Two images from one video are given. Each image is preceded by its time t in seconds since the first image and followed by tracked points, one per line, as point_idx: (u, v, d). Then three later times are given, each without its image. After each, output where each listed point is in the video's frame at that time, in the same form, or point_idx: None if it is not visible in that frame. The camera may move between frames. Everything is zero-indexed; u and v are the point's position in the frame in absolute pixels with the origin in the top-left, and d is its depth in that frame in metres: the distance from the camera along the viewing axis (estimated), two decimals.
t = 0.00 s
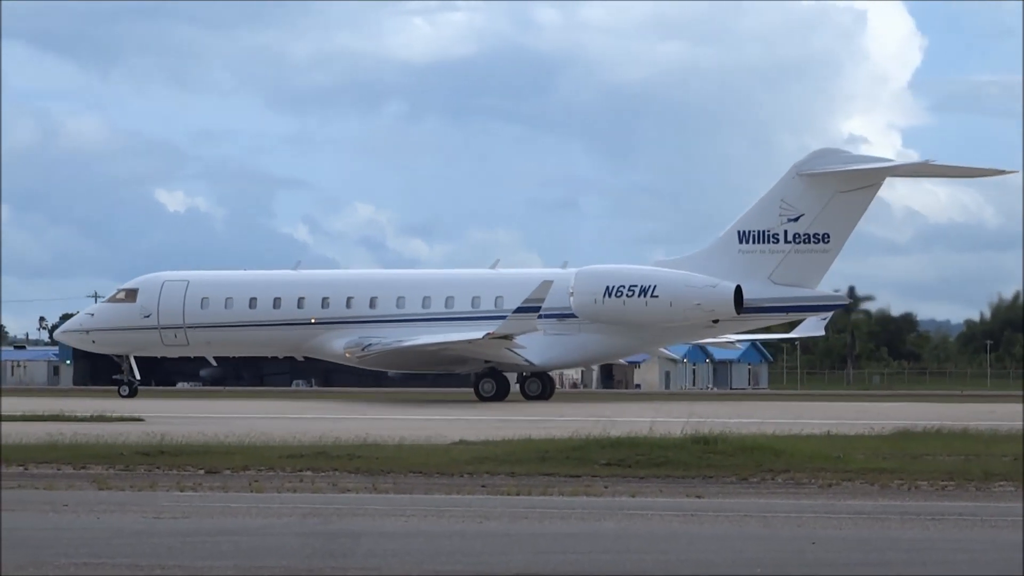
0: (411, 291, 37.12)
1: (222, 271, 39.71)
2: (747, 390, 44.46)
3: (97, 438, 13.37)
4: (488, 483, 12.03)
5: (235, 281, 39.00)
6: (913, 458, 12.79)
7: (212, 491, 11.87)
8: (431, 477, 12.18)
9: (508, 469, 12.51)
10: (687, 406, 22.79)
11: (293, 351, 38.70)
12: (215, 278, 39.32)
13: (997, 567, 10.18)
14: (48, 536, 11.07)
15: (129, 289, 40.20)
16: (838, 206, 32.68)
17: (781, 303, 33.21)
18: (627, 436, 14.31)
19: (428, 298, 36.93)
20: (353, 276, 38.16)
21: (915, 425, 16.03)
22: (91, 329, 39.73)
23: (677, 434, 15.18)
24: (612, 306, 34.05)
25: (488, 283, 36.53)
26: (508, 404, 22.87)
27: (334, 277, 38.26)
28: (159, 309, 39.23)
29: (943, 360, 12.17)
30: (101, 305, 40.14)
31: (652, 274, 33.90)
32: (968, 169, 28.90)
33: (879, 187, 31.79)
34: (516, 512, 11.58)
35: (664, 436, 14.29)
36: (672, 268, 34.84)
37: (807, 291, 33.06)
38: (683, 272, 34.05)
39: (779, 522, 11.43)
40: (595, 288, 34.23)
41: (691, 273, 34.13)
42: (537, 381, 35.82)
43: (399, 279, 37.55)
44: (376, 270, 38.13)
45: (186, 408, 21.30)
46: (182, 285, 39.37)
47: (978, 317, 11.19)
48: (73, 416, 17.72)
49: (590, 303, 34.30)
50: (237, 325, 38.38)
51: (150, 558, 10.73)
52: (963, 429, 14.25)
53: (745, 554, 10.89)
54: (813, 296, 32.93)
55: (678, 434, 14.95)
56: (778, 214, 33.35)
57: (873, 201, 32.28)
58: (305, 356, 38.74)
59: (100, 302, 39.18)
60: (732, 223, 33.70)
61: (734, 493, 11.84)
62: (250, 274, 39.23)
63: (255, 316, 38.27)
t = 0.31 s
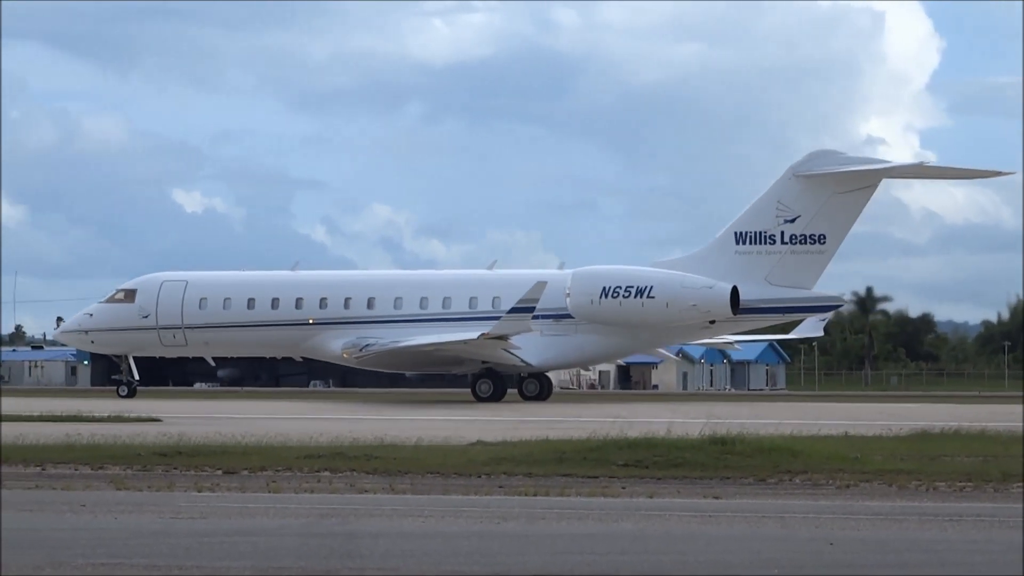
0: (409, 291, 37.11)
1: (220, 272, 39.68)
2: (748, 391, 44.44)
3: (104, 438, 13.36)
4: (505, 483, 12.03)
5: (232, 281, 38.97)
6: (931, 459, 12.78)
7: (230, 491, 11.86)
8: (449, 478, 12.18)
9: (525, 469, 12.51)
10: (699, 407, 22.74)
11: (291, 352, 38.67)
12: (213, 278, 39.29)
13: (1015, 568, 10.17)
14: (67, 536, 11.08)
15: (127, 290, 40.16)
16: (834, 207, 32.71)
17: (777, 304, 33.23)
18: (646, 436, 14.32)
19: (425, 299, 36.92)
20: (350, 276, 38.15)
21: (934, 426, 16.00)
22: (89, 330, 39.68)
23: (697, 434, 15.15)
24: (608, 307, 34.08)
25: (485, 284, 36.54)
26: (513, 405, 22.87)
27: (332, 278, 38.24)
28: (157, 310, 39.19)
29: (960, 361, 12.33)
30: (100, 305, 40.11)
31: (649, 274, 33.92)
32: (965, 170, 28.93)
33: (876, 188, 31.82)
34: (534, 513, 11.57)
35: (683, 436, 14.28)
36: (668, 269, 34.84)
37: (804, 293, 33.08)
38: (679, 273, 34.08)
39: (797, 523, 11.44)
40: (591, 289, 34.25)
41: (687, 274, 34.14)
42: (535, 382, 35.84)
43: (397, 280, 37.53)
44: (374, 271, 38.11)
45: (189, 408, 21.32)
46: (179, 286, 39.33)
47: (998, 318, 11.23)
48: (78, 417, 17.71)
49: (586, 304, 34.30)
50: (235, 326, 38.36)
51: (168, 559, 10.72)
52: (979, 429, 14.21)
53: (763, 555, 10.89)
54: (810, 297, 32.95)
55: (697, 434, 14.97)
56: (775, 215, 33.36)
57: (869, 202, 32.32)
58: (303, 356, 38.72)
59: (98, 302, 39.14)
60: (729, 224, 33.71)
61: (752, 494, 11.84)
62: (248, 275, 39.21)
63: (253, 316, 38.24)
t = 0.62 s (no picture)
0: (414, 293, 37.14)
1: (226, 274, 39.73)
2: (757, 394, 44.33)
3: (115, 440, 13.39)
4: (531, 485, 12.03)
5: (239, 283, 39.03)
6: (957, 461, 12.73)
7: (256, 494, 11.86)
8: (475, 480, 12.19)
9: (551, 472, 12.50)
10: (718, 409, 22.70)
11: (297, 354, 38.69)
12: (220, 281, 39.34)
13: None
14: (94, 539, 11.12)
15: (134, 292, 40.21)
16: (839, 209, 32.69)
17: (781, 306, 33.19)
18: (672, 439, 14.28)
19: (431, 301, 36.94)
20: (356, 279, 38.19)
21: (959, 429, 15.90)
22: (96, 332, 39.71)
23: (725, 436, 15.08)
24: (613, 309, 34.06)
25: (491, 286, 36.56)
26: (526, 407, 22.87)
27: (338, 280, 38.26)
28: (164, 312, 39.23)
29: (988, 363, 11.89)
30: (107, 307, 40.15)
31: (653, 276, 33.89)
32: (970, 171, 28.90)
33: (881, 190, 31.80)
34: (560, 515, 11.56)
35: (710, 438, 14.23)
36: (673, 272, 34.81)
37: (808, 295, 33.03)
38: (684, 275, 34.03)
39: (823, 525, 11.41)
40: (596, 291, 34.25)
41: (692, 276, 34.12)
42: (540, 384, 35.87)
43: (403, 282, 37.56)
44: (380, 274, 38.15)
45: (200, 410, 21.37)
46: (186, 288, 39.38)
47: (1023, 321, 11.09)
48: (93, 418, 17.75)
49: (591, 306, 34.26)
50: (241, 328, 38.39)
51: (194, 560, 10.74)
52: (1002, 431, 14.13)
53: (789, 558, 10.87)
54: (815, 299, 32.89)
55: (724, 436, 14.97)
56: (780, 217, 33.33)
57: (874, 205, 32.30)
58: (309, 358, 38.74)
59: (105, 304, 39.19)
60: (734, 226, 33.68)
61: (778, 496, 11.81)
62: (255, 277, 39.26)
63: (259, 318, 38.28)
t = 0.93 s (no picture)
0: (419, 297, 37.14)
1: (232, 278, 39.78)
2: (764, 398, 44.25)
3: (133, 444, 13.43)
4: (558, 489, 12.04)
5: (244, 288, 39.07)
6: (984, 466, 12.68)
7: (283, 498, 11.88)
8: (502, 484, 12.22)
9: (578, 476, 12.52)
10: (738, 414, 22.64)
11: (303, 358, 38.73)
12: (226, 285, 39.39)
13: None
14: (122, 542, 11.14)
15: (141, 296, 40.27)
16: (843, 214, 32.67)
17: (785, 310, 33.14)
18: (699, 443, 14.28)
19: (436, 305, 36.94)
20: (361, 283, 38.21)
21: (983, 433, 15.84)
22: (103, 336, 39.68)
23: (752, 440, 15.04)
24: (617, 313, 33.97)
25: (495, 290, 36.57)
26: (535, 410, 22.90)
27: (344, 285, 38.29)
28: (170, 316, 39.27)
29: (1018, 367, 11.51)
30: (113, 311, 40.19)
31: (657, 281, 33.84)
32: (974, 176, 28.88)
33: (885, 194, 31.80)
34: (587, 519, 11.56)
35: (736, 443, 14.21)
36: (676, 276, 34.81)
37: (812, 299, 32.97)
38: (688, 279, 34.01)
39: (851, 530, 11.39)
40: (600, 295, 34.18)
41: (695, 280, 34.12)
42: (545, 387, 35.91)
43: (408, 286, 37.56)
44: (386, 277, 38.17)
45: (210, 414, 21.48)
46: (192, 292, 39.42)
47: None
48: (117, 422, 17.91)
49: (596, 309, 34.22)
50: (247, 332, 38.44)
51: (221, 565, 10.77)
52: None
53: (816, 562, 10.85)
54: (819, 304, 32.84)
55: (751, 441, 15.02)
56: (783, 222, 33.32)
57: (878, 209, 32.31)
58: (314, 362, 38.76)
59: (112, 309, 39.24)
60: (738, 230, 33.68)
61: (804, 501, 11.80)
62: (261, 282, 39.30)
63: (264, 322, 38.32)
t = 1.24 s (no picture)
0: (417, 298, 37.14)
1: (230, 278, 39.74)
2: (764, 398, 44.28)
3: (144, 444, 13.43)
4: (576, 490, 12.05)
5: (242, 288, 39.03)
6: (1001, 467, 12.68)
7: (301, 497, 11.88)
8: (519, 484, 12.25)
9: (596, 476, 12.53)
10: (751, 414, 22.62)
11: (300, 358, 38.71)
12: (224, 285, 39.35)
13: None
14: (139, 542, 11.12)
15: (139, 296, 40.24)
16: (839, 214, 32.67)
17: (782, 311, 33.10)
18: (716, 444, 14.31)
19: (433, 305, 36.94)
20: (358, 283, 38.19)
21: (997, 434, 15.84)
22: (102, 336, 39.63)
23: (769, 441, 15.05)
24: (612, 314, 34.12)
25: (492, 290, 36.55)
26: (536, 410, 22.93)
27: (341, 284, 38.27)
28: (169, 316, 39.24)
29: None
30: (112, 311, 40.14)
31: (653, 281, 33.94)
32: (971, 177, 28.89)
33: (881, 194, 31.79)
34: (605, 519, 11.57)
35: (754, 443, 14.21)
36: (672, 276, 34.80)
37: (808, 300, 32.94)
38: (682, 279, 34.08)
39: (869, 530, 11.40)
40: (596, 296, 34.33)
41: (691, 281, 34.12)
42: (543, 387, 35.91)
43: (406, 286, 37.56)
44: (384, 277, 38.16)
45: (211, 413, 21.46)
46: (191, 292, 39.39)
47: None
48: (131, 422, 17.95)
49: (591, 310, 34.36)
50: (245, 332, 38.41)
51: (238, 564, 10.75)
52: None
53: (833, 562, 10.85)
54: (816, 304, 32.82)
55: (767, 440, 15.09)
56: (780, 223, 33.30)
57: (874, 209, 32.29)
58: (312, 362, 38.73)
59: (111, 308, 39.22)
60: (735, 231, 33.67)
61: (822, 501, 11.81)
62: (259, 282, 39.27)
63: (262, 322, 38.29)
